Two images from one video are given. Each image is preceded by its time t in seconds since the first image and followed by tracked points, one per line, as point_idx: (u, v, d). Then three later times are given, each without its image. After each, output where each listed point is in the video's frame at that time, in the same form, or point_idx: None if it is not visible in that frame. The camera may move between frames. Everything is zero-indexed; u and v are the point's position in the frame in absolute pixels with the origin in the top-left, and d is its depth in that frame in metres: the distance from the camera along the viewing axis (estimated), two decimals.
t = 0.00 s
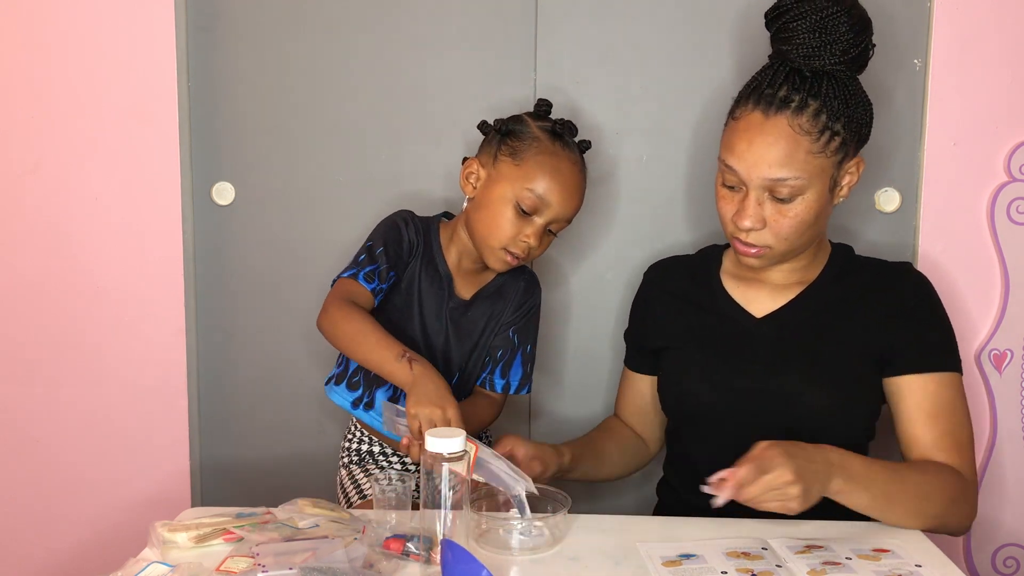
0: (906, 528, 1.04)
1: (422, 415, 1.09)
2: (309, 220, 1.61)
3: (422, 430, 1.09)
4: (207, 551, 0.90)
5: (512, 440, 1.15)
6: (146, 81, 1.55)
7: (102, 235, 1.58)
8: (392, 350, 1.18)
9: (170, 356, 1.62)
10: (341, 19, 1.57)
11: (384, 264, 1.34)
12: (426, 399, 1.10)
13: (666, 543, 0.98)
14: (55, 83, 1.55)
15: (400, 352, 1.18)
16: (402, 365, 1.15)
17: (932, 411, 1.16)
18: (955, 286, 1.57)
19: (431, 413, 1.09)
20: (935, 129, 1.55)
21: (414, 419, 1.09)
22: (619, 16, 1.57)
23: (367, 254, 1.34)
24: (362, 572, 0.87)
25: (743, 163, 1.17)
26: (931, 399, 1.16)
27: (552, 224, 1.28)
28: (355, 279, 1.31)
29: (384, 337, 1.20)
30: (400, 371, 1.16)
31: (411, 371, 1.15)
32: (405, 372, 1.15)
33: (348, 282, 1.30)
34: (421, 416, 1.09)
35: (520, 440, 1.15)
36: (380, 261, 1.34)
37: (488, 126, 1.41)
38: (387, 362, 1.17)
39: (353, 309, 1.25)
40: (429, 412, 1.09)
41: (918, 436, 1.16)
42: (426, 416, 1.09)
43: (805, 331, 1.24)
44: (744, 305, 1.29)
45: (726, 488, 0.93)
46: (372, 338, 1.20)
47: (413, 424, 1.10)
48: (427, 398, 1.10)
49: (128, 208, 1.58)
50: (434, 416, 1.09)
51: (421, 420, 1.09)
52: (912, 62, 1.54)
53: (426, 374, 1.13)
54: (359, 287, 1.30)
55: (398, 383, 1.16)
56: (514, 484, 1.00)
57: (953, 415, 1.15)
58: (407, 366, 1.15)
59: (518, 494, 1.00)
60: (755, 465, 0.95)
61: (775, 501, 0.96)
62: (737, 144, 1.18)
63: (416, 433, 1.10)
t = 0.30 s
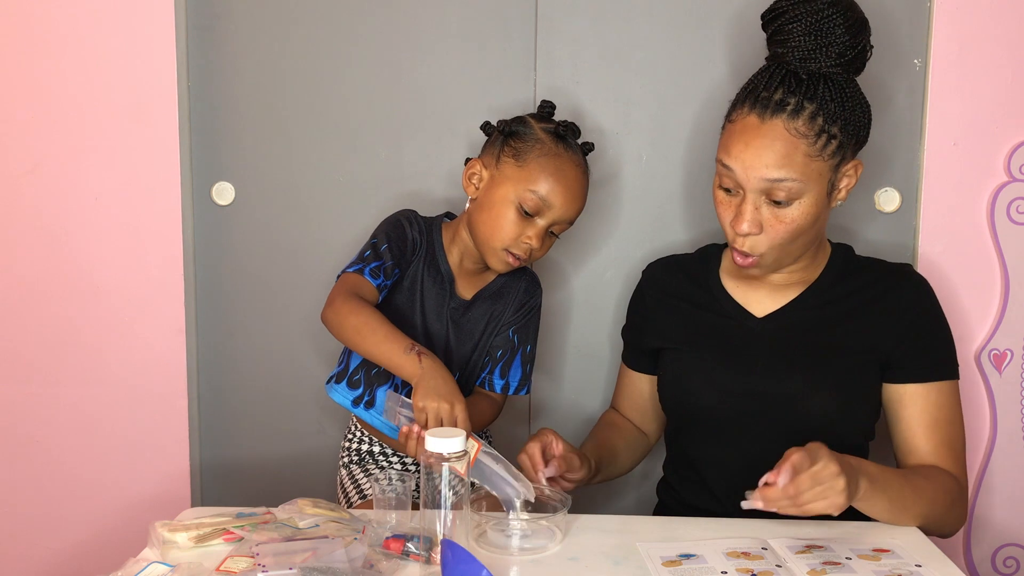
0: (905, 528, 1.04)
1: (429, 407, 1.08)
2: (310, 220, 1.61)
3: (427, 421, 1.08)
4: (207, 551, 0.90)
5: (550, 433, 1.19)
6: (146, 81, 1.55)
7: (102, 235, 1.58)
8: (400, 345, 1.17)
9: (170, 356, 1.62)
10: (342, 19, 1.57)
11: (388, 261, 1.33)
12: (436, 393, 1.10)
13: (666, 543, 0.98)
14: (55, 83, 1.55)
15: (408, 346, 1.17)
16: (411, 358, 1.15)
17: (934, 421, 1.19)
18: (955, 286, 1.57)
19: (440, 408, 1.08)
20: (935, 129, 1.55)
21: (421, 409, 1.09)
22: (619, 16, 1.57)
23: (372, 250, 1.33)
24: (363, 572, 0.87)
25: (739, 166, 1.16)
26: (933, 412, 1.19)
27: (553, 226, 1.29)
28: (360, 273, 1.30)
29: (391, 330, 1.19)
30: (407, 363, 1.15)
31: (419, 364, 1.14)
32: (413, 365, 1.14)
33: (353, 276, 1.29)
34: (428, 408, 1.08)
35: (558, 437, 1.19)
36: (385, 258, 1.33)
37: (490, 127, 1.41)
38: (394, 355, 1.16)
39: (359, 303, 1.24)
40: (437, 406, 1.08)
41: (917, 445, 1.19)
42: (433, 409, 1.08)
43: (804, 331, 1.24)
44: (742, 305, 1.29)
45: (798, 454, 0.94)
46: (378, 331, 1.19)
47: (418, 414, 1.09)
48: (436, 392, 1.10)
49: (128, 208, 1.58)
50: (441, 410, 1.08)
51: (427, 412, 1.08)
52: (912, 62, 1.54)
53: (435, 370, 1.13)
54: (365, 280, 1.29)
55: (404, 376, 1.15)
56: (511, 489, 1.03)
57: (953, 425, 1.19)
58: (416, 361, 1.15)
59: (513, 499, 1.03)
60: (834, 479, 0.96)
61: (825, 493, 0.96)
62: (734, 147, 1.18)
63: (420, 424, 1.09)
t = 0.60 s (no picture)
0: (903, 527, 1.04)
1: (436, 406, 1.08)
2: (309, 220, 1.61)
3: (433, 420, 1.09)
4: (207, 551, 0.91)
5: (552, 423, 1.19)
6: (146, 81, 1.55)
7: (102, 235, 1.58)
8: (407, 343, 1.16)
9: (170, 356, 1.62)
10: (341, 19, 1.57)
11: (391, 261, 1.33)
12: (443, 392, 1.10)
13: (666, 543, 0.98)
14: (54, 83, 1.55)
15: (414, 344, 1.16)
16: (418, 358, 1.14)
17: (932, 425, 1.20)
18: (955, 286, 1.57)
19: (446, 407, 1.08)
20: (935, 130, 1.55)
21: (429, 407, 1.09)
22: (619, 16, 1.57)
23: (374, 249, 1.33)
24: (363, 572, 0.87)
25: (737, 165, 1.16)
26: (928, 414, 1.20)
27: (553, 225, 1.29)
28: (363, 271, 1.29)
29: (395, 328, 1.19)
30: (414, 361, 1.14)
31: (425, 362, 1.13)
32: (421, 363, 1.14)
33: (356, 274, 1.29)
34: (435, 407, 1.08)
35: (559, 427, 1.20)
36: (386, 258, 1.33)
37: (490, 126, 1.41)
38: (399, 354, 1.15)
39: (365, 301, 1.23)
40: (444, 405, 1.08)
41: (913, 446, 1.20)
42: (440, 408, 1.09)
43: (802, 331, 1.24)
44: (741, 305, 1.29)
45: (848, 387, 0.98)
46: (383, 330, 1.18)
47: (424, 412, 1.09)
48: (443, 391, 1.10)
49: (128, 208, 1.58)
50: (447, 410, 1.08)
51: (433, 410, 1.09)
52: (912, 62, 1.54)
53: (442, 370, 1.13)
54: (369, 279, 1.29)
55: (411, 375, 1.15)
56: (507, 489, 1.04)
57: (949, 425, 1.20)
58: (422, 360, 1.14)
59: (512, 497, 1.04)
60: (875, 441, 0.96)
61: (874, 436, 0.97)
62: (732, 146, 1.18)
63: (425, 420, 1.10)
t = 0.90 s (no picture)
0: (904, 527, 1.04)
1: (440, 402, 1.08)
2: (309, 220, 1.61)
3: (437, 415, 1.09)
4: (207, 551, 0.91)
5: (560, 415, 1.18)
6: (146, 81, 1.55)
7: (102, 235, 1.58)
8: (409, 340, 1.16)
9: (169, 356, 1.62)
10: (341, 18, 1.57)
11: (392, 261, 1.33)
12: (447, 389, 1.10)
13: (666, 543, 0.98)
14: (54, 83, 1.55)
15: (417, 341, 1.16)
16: (422, 355, 1.14)
17: (933, 425, 1.19)
18: (955, 285, 1.57)
19: (450, 403, 1.08)
20: (935, 130, 1.55)
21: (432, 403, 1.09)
22: (619, 16, 1.57)
23: (375, 250, 1.32)
24: (363, 571, 0.87)
25: (735, 163, 1.16)
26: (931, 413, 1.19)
27: (552, 223, 1.29)
28: (365, 270, 1.29)
29: (398, 325, 1.18)
30: (417, 358, 1.14)
31: (429, 359, 1.13)
32: (424, 359, 1.14)
33: (358, 273, 1.29)
34: (439, 403, 1.09)
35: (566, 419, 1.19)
36: (388, 258, 1.33)
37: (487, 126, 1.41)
38: (402, 350, 1.15)
39: (367, 299, 1.23)
40: (448, 401, 1.08)
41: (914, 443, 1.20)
42: (444, 404, 1.09)
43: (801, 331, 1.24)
44: (740, 305, 1.29)
45: (863, 332, 1.02)
46: (386, 325, 1.18)
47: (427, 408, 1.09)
48: (447, 388, 1.10)
49: (128, 208, 1.58)
50: (451, 406, 1.08)
51: (437, 405, 1.09)
52: (912, 62, 1.55)
53: (445, 366, 1.13)
54: (372, 278, 1.29)
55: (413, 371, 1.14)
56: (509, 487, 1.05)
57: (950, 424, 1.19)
58: (424, 356, 1.14)
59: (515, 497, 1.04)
60: (895, 379, 0.98)
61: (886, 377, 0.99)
62: (730, 145, 1.18)
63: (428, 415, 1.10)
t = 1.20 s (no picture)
0: (904, 527, 1.04)
1: (454, 401, 1.05)
2: (309, 220, 1.61)
3: (451, 417, 1.04)
4: (207, 551, 0.90)
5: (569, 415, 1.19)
6: (146, 80, 1.55)
7: (102, 235, 1.58)
8: (422, 342, 1.14)
9: (169, 356, 1.62)
10: (341, 18, 1.57)
11: (398, 261, 1.33)
12: (460, 389, 1.06)
13: (666, 543, 0.98)
14: (54, 83, 1.55)
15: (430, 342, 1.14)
16: (435, 355, 1.12)
17: (933, 424, 1.19)
18: (955, 285, 1.57)
19: (465, 404, 1.05)
20: (935, 130, 1.55)
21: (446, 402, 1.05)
22: (619, 16, 1.57)
23: (379, 250, 1.32)
24: (363, 571, 0.87)
25: (732, 163, 1.16)
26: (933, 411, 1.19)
27: (548, 219, 1.29)
28: (372, 270, 1.28)
29: (409, 324, 1.17)
30: (430, 359, 1.12)
31: (442, 357, 1.11)
32: (435, 360, 1.11)
33: (365, 273, 1.28)
34: (454, 403, 1.04)
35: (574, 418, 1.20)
36: (393, 258, 1.32)
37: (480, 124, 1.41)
38: (414, 349, 1.13)
39: (376, 299, 1.21)
40: (463, 402, 1.05)
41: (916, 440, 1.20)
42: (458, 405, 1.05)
43: (801, 331, 1.24)
44: (739, 305, 1.29)
45: (858, 322, 1.04)
46: (397, 325, 1.16)
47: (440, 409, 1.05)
48: (460, 388, 1.06)
49: (128, 208, 1.58)
50: (465, 407, 1.05)
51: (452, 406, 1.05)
52: (912, 62, 1.55)
53: (457, 367, 1.10)
54: (379, 278, 1.28)
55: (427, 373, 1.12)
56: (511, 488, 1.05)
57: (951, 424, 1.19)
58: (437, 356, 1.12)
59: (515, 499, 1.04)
60: (893, 366, 0.99)
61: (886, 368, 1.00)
62: (727, 144, 1.18)
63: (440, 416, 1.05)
